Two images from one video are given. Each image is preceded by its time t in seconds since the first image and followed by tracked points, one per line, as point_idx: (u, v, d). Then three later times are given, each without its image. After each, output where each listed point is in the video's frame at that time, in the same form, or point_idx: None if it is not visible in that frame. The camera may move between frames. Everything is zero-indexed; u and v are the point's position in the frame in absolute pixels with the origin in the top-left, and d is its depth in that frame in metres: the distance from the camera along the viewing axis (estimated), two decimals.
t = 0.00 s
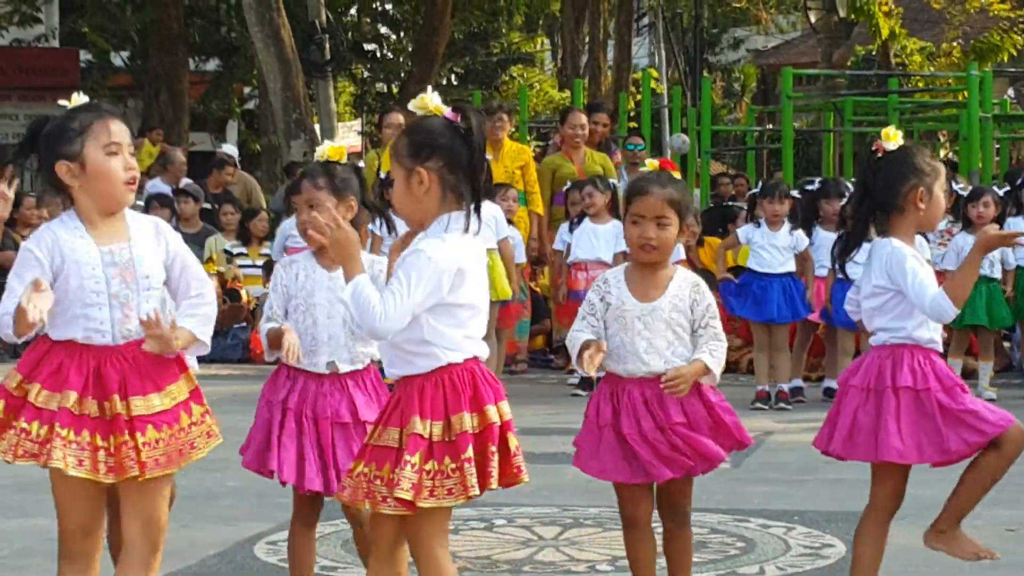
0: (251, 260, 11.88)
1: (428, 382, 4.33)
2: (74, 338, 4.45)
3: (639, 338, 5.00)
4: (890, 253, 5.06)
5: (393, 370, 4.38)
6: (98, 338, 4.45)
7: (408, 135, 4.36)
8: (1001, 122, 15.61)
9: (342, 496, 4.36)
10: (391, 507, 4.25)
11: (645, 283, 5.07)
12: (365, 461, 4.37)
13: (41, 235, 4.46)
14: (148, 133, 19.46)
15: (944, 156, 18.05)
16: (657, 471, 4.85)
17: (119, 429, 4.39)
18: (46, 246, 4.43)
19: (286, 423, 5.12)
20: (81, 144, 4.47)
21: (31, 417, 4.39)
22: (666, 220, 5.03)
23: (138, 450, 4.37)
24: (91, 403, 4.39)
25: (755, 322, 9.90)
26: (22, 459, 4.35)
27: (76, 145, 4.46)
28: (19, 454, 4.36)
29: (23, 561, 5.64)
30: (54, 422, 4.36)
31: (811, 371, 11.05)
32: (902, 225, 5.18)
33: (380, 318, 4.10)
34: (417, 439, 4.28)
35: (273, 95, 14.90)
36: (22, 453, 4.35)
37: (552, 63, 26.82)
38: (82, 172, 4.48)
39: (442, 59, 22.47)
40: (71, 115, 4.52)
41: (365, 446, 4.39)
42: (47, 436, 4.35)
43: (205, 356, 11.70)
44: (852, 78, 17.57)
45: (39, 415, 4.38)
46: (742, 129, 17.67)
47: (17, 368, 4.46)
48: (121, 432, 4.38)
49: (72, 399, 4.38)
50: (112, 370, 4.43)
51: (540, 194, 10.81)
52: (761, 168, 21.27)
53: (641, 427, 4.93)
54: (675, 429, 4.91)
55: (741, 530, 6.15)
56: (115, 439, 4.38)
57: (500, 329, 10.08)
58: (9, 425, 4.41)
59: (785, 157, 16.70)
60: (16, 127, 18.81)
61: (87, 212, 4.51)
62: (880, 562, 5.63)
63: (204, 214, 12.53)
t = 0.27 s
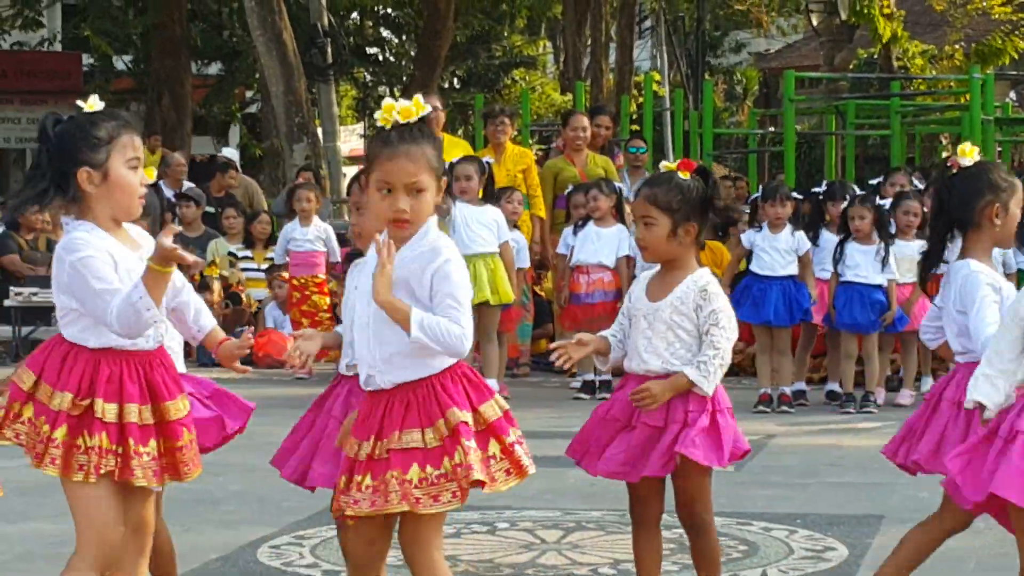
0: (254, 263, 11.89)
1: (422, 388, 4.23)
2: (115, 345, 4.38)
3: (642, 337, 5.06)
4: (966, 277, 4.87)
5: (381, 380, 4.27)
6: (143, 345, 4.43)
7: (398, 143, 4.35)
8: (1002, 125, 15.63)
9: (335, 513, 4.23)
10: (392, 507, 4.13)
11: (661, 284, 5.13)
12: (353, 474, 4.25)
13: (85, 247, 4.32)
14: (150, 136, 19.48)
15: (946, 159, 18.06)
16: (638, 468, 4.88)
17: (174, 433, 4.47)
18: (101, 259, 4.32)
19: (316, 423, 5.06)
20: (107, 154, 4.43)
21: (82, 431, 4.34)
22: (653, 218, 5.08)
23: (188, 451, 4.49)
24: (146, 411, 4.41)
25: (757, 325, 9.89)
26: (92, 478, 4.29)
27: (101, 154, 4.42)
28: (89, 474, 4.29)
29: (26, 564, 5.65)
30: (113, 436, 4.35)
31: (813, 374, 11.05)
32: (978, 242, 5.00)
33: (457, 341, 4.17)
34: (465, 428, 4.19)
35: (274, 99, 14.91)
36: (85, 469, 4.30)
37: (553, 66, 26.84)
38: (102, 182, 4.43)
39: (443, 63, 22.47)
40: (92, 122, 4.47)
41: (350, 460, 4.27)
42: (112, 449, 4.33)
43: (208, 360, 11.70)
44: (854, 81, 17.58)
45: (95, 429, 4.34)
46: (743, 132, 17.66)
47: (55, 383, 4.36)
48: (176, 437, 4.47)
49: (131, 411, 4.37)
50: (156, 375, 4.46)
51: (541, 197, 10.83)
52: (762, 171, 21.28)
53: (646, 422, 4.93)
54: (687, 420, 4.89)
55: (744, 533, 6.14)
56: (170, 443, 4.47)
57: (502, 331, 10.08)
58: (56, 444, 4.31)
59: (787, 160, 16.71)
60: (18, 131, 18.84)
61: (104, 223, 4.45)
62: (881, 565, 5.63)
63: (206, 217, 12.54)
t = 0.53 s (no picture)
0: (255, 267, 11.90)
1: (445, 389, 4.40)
2: (123, 344, 4.40)
3: (677, 339, 5.02)
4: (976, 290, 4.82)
5: (425, 385, 4.34)
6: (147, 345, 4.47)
7: (397, 155, 4.42)
8: (1004, 128, 15.61)
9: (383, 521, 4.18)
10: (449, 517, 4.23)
11: (691, 284, 5.11)
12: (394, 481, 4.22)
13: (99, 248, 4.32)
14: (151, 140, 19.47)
15: (947, 162, 18.04)
16: (701, 469, 4.81)
17: (176, 434, 4.50)
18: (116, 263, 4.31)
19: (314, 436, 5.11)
20: (117, 157, 4.41)
21: (95, 430, 4.34)
22: (677, 218, 5.04)
23: (188, 453, 4.52)
24: (155, 411, 4.43)
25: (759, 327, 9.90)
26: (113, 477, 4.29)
27: (111, 156, 4.40)
28: (109, 473, 4.30)
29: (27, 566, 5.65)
30: (126, 435, 4.36)
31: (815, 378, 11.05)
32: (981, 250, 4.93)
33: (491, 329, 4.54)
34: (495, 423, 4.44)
35: (276, 102, 14.92)
36: (100, 469, 4.30)
37: (555, 69, 26.83)
38: (108, 184, 4.41)
39: (445, 66, 22.45)
40: (103, 123, 4.45)
41: (383, 466, 4.22)
42: (127, 449, 4.34)
43: (209, 364, 11.70)
44: (856, 83, 17.56)
45: (109, 429, 4.35)
46: (745, 134, 17.64)
47: (66, 383, 4.34)
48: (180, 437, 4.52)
49: (143, 410, 4.40)
50: (160, 375, 4.49)
51: (543, 200, 10.84)
52: (764, 174, 21.28)
53: (700, 425, 4.89)
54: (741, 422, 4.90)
55: (746, 536, 6.14)
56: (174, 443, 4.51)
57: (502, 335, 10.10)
58: (69, 444, 4.30)
59: (788, 164, 16.70)
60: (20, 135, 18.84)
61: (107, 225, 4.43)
62: (883, 568, 5.63)
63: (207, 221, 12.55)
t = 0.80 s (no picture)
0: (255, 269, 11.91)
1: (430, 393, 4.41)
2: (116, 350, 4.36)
3: (662, 342, 5.06)
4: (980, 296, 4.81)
5: (428, 383, 4.37)
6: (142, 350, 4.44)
7: (403, 154, 4.39)
8: (1005, 131, 15.62)
9: (383, 525, 4.21)
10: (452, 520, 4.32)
11: (685, 287, 5.10)
12: (394, 485, 4.23)
13: (85, 260, 4.27)
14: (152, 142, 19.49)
15: (947, 165, 18.05)
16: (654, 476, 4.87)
17: (172, 436, 4.48)
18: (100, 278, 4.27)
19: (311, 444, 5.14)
20: (116, 167, 4.39)
21: (87, 434, 4.31)
22: (678, 220, 5.03)
23: (183, 456, 4.50)
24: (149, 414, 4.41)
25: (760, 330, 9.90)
26: (105, 480, 4.26)
27: (110, 165, 4.38)
28: (102, 475, 4.26)
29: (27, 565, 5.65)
30: (119, 439, 4.33)
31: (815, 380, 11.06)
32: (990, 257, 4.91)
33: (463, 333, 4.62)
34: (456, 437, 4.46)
35: (277, 104, 14.92)
36: (92, 473, 4.27)
37: (556, 71, 26.84)
38: (104, 192, 4.39)
39: (445, 68, 22.46)
40: (106, 131, 4.42)
41: (386, 471, 4.23)
42: (120, 452, 4.31)
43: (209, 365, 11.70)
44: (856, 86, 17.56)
45: (102, 432, 4.32)
46: (745, 137, 17.66)
47: (57, 388, 4.31)
48: (174, 441, 4.48)
49: (135, 413, 4.37)
50: (150, 379, 4.46)
51: (543, 202, 10.85)
52: (764, 177, 21.29)
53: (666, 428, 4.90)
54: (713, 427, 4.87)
55: (746, 539, 6.14)
56: (169, 447, 4.47)
57: (503, 338, 10.13)
58: (60, 447, 4.27)
59: (788, 167, 16.71)
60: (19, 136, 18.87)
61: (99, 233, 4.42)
62: (883, 571, 5.63)
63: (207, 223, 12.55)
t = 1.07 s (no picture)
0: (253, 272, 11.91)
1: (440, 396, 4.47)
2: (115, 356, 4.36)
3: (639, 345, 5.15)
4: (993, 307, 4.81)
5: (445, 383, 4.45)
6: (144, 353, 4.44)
7: (418, 154, 4.46)
8: (1003, 135, 15.65)
9: (427, 522, 4.18)
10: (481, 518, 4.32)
11: (663, 291, 5.20)
12: (429, 483, 4.22)
13: (83, 254, 4.31)
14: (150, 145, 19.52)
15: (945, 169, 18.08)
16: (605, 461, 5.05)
17: (173, 441, 4.46)
18: (88, 278, 4.30)
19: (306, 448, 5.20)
20: (124, 164, 4.43)
21: (84, 438, 4.32)
22: (652, 224, 5.14)
23: (186, 460, 4.46)
24: (148, 418, 4.40)
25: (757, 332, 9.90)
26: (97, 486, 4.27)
27: (118, 163, 4.42)
28: (95, 481, 4.27)
29: (23, 566, 5.65)
30: (116, 444, 4.32)
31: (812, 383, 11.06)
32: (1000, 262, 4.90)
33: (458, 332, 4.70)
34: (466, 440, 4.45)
35: (275, 107, 14.93)
36: (87, 478, 4.28)
37: (554, 74, 26.87)
38: (114, 191, 4.43)
39: (444, 71, 22.49)
40: (114, 129, 4.46)
41: (418, 469, 4.22)
42: (116, 458, 4.31)
43: (207, 368, 11.70)
44: (853, 90, 17.59)
45: (98, 437, 4.31)
46: (743, 141, 17.70)
47: (56, 392, 4.33)
48: (176, 446, 4.46)
49: (131, 418, 4.36)
50: (150, 383, 4.45)
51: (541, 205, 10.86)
52: (761, 181, 21.32)
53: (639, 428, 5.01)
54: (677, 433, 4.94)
55: (743, 541, 6.14)
56: (171, 452, 4.45)
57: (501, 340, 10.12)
58: (55, 452, 4.28)
59: (786, 171, 16.74)
60: (17, 138, 18.90)
61: (106, 231, 4.46)
62: (880, 574, 5.62)
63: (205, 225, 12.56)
